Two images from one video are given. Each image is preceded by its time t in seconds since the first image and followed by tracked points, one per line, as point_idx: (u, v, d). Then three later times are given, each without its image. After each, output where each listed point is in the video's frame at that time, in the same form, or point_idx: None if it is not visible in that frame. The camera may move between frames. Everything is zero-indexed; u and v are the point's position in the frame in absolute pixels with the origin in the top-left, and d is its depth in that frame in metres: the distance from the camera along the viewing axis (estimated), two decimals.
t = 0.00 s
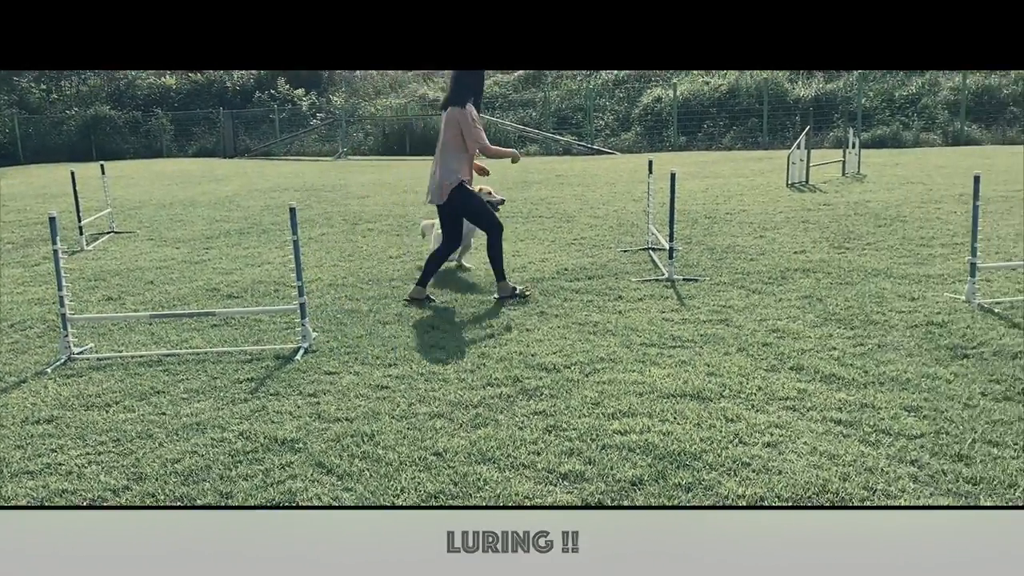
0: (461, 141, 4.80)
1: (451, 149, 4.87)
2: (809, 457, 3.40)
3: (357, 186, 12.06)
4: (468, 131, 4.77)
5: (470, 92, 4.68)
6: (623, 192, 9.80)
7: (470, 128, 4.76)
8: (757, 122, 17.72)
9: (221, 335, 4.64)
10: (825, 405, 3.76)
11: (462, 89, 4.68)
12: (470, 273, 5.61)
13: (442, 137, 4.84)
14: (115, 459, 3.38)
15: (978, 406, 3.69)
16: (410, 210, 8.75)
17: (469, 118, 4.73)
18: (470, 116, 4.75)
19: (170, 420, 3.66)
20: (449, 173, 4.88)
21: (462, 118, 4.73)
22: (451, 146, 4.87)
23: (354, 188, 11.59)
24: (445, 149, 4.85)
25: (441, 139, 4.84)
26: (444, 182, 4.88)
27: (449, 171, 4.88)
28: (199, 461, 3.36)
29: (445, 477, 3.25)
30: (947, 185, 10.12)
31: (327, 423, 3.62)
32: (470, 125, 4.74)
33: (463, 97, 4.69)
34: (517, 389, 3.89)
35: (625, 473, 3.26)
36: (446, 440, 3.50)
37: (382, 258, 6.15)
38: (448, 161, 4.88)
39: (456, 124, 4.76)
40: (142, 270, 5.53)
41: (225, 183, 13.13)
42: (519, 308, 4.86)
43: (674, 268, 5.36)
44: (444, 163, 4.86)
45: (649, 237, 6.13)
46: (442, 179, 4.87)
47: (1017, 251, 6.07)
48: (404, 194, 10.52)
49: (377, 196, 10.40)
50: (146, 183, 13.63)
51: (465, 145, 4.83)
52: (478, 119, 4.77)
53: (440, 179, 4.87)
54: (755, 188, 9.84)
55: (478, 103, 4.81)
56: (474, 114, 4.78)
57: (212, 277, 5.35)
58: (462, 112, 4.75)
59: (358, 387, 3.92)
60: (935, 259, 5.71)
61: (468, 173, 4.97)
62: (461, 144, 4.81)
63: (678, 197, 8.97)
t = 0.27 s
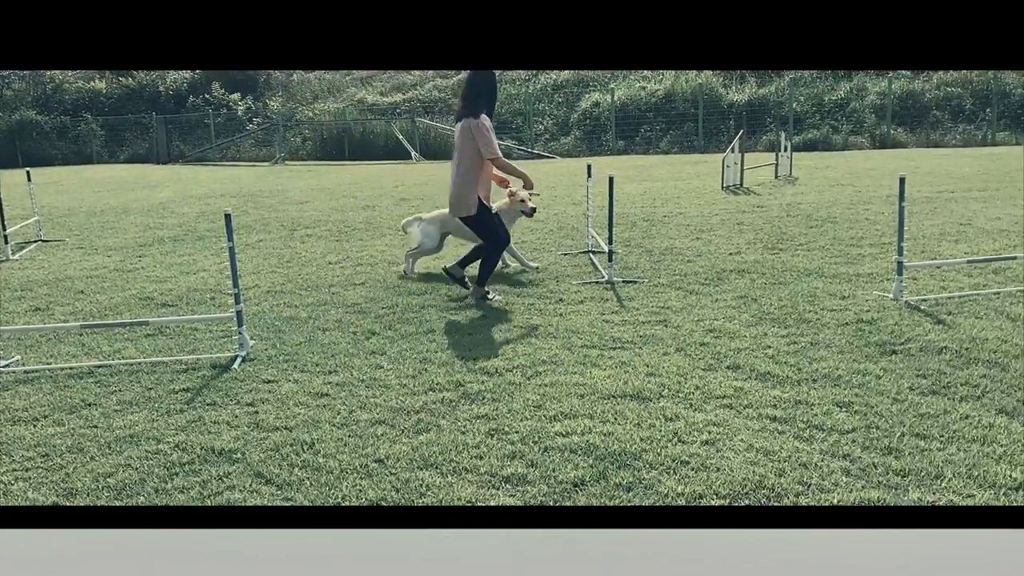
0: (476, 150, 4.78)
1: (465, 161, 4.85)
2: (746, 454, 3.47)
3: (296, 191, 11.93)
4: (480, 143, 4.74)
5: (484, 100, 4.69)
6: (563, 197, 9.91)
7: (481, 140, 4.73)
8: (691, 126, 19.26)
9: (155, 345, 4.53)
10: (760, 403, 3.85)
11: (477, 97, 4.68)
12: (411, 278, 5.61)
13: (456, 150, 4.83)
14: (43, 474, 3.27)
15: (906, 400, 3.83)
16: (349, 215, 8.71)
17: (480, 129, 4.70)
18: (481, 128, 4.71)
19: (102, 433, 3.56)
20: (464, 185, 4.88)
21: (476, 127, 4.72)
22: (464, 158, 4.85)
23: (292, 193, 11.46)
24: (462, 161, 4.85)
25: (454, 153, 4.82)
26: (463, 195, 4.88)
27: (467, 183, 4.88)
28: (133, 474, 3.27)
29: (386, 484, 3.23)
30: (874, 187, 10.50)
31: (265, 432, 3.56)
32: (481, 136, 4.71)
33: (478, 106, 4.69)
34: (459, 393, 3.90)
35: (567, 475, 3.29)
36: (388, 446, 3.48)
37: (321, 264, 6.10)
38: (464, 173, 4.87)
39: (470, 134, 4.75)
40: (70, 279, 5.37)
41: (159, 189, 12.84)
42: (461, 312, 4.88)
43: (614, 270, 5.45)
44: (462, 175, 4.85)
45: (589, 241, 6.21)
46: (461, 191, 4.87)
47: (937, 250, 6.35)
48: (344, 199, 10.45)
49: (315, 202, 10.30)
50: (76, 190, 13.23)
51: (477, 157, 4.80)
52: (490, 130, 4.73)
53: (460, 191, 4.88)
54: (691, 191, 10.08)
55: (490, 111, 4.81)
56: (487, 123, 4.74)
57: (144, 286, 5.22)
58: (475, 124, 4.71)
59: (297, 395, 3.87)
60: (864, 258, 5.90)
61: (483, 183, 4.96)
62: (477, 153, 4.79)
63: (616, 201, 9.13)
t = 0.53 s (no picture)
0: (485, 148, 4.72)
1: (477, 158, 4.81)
2: (687, 453, 3.52)
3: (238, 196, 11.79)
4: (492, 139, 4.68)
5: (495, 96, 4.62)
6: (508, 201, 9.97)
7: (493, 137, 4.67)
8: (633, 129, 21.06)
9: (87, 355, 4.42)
10: (700, 402, 3.92)
11: (489, 93, 4.63)
12: (353, 283, 5.59)
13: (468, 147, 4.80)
14: None
15: (840, 396, 3.93)
16: (290, 221, 8.64)
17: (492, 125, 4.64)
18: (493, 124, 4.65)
19: (32, 447, 3.45)
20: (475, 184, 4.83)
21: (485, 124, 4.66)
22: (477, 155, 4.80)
23: (233, 199, 11.31)
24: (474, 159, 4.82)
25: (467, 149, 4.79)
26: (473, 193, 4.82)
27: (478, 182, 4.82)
28: (64, 489, 3.18)
29: (328, 493, 3.19)
30: (810, 189, 10.84)
31: (203, 443, 3.50)
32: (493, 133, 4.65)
33: (488, 102, 4.63)
34: (402, 399, 3.88)
35: (511, 478, 3.28)
36: (330, 454, 3.45)
37: (261, 270, 6.03)
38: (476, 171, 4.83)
39: (481, 131, 4.71)
40: None
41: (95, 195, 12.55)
42: (404, 317, 4.88)
43: (558, 274, 5.54)
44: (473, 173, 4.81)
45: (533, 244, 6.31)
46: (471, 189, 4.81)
47: (869, 249, 6.57)
48: (287, 204, 10.37)
49: (255, 207, 10.18)
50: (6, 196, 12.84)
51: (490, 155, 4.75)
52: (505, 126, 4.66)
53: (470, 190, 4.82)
54: (634, 194, 10.26)
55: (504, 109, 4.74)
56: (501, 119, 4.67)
57: (76, 295, 5.09)
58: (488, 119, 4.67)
59: (236, 404, 3.82)
60: (799, 258, 6.06)
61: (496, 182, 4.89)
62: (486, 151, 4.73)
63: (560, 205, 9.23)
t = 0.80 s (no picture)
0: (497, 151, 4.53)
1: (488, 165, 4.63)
2: (633, 452, 3.52)
3: (179, 199, 11.64)
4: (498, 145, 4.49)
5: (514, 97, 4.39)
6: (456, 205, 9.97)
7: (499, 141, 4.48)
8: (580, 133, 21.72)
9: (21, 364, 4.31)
10: (646, 403, 3.95)
11: (509, 93, 4.41)
12: (298, 288, 5.56)
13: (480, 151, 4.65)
14: None
15: (782, 394, 3.99)
16: (234, 224, 8.56)
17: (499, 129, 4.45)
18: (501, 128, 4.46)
19: None
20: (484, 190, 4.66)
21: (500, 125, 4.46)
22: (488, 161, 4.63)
23: (176, 202, 11.17)
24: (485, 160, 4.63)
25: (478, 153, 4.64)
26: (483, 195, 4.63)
27: (489, 184, 4.63)
28: None
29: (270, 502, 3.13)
30: (754, 190, 11.10)
31: (141, 454, 3.42)
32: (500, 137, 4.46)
33: (507, 102, 4.41)
34: (347, 405, 3.84)
35: (457, 483, 3.25)
36: (273, 462, 3.39)
37: (203, 275, 5.97)
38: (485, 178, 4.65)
39: (494, 133, 4.52)
40: None
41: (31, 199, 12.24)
42: (350, 322, 4.86)
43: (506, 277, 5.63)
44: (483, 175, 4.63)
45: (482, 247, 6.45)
46: (482, 191, 4.63)
47: (810, 249, 6.72)
48: (231, 207, 10.27)
49: (199, 210, 10.07)
50: None
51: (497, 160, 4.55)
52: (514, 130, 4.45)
53: (480, 192, 4.64)
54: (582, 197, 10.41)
55: (523, 111, 4.52)
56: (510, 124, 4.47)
57: (10, 303, 4.96)
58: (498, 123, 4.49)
59: (176, 413, 3.74)
60: (743, 259, 6.17)
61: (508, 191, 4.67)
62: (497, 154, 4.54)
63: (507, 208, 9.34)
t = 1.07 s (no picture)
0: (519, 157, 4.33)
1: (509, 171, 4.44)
2: (584, 452, 3.51)
3: (124, 201, 11.49)
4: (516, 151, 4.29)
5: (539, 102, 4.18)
6: (409, 207, 9.96)
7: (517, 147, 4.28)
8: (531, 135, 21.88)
9: None
10: (595, 403, 3.97)
11: (528, 98, 4.20)
12: (245, 292, 5.53)
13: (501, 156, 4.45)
14: None
15: (729, 393, 4.05)
16: (180, 227, 8.48)
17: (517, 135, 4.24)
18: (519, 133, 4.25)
19: None
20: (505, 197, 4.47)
21: (522, 131, 4.26)
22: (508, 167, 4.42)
23: (120, 204, 11.01)
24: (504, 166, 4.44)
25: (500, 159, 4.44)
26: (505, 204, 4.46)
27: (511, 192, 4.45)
28: None
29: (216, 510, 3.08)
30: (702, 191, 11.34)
31: (81, 462, 3.36)
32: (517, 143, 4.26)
33: (528, 106, 4.21)
34: (295, 410, 3.81)
35: (407, 487, 3.22)
36: (218, 469, 3.35)
37: (147, 279, 5.91)
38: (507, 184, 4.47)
39: (514, 137, 4.31)
40: None
41: None
42: (298, 326, 4.85)
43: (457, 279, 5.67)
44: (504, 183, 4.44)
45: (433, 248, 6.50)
46: (502, 198, 4.45)
47: (756, 249, 6.87)
48: (178, 209, 10.18)
49: (145, 212, 9.95)
50: None
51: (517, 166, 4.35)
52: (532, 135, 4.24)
53: (502, 200, 4.46)
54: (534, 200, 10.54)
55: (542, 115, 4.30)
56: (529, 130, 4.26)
57: None
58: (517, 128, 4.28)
59: (118, 421, 3.68)
60: (692, 259, 6.26)
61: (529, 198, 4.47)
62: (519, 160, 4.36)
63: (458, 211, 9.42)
